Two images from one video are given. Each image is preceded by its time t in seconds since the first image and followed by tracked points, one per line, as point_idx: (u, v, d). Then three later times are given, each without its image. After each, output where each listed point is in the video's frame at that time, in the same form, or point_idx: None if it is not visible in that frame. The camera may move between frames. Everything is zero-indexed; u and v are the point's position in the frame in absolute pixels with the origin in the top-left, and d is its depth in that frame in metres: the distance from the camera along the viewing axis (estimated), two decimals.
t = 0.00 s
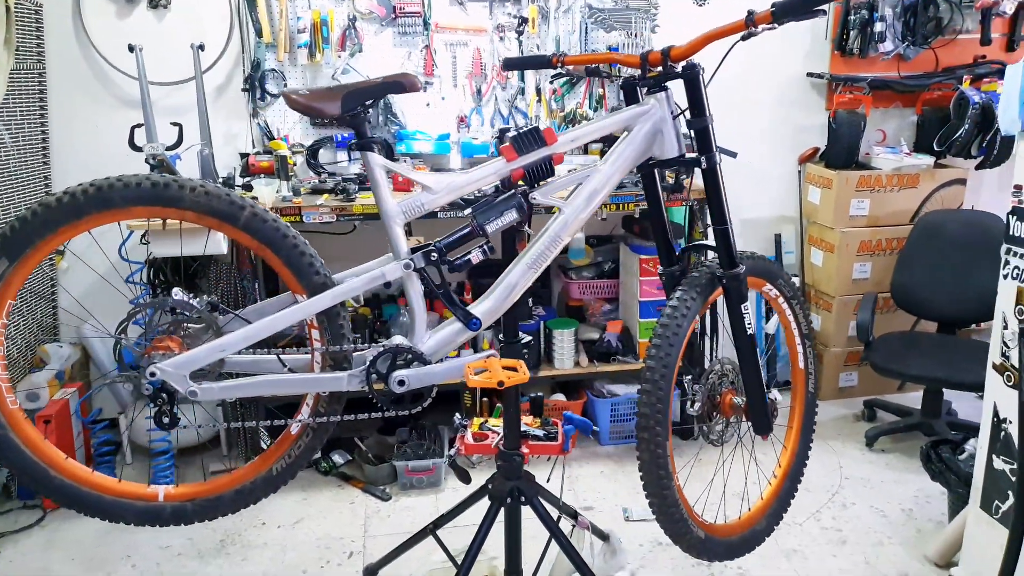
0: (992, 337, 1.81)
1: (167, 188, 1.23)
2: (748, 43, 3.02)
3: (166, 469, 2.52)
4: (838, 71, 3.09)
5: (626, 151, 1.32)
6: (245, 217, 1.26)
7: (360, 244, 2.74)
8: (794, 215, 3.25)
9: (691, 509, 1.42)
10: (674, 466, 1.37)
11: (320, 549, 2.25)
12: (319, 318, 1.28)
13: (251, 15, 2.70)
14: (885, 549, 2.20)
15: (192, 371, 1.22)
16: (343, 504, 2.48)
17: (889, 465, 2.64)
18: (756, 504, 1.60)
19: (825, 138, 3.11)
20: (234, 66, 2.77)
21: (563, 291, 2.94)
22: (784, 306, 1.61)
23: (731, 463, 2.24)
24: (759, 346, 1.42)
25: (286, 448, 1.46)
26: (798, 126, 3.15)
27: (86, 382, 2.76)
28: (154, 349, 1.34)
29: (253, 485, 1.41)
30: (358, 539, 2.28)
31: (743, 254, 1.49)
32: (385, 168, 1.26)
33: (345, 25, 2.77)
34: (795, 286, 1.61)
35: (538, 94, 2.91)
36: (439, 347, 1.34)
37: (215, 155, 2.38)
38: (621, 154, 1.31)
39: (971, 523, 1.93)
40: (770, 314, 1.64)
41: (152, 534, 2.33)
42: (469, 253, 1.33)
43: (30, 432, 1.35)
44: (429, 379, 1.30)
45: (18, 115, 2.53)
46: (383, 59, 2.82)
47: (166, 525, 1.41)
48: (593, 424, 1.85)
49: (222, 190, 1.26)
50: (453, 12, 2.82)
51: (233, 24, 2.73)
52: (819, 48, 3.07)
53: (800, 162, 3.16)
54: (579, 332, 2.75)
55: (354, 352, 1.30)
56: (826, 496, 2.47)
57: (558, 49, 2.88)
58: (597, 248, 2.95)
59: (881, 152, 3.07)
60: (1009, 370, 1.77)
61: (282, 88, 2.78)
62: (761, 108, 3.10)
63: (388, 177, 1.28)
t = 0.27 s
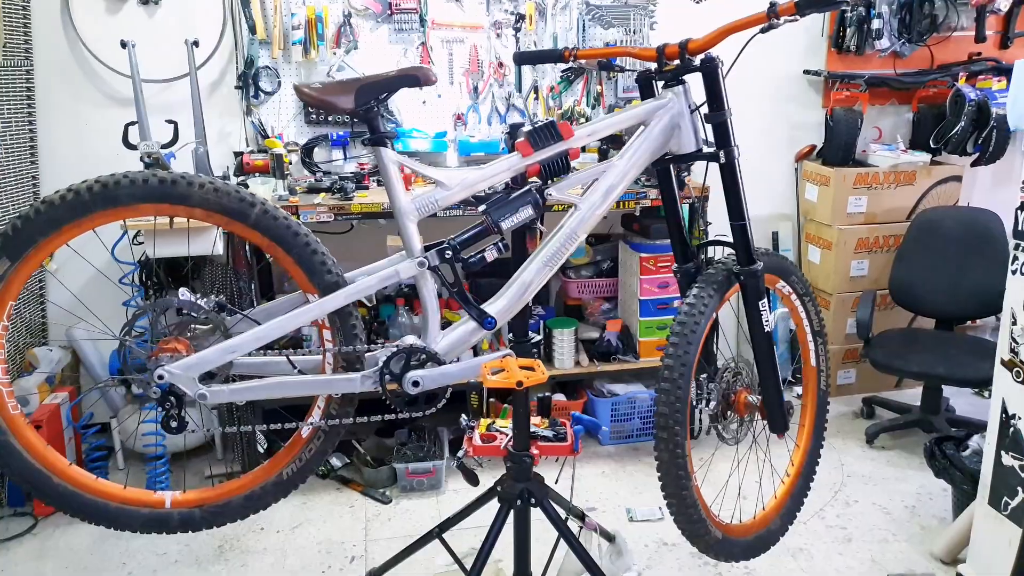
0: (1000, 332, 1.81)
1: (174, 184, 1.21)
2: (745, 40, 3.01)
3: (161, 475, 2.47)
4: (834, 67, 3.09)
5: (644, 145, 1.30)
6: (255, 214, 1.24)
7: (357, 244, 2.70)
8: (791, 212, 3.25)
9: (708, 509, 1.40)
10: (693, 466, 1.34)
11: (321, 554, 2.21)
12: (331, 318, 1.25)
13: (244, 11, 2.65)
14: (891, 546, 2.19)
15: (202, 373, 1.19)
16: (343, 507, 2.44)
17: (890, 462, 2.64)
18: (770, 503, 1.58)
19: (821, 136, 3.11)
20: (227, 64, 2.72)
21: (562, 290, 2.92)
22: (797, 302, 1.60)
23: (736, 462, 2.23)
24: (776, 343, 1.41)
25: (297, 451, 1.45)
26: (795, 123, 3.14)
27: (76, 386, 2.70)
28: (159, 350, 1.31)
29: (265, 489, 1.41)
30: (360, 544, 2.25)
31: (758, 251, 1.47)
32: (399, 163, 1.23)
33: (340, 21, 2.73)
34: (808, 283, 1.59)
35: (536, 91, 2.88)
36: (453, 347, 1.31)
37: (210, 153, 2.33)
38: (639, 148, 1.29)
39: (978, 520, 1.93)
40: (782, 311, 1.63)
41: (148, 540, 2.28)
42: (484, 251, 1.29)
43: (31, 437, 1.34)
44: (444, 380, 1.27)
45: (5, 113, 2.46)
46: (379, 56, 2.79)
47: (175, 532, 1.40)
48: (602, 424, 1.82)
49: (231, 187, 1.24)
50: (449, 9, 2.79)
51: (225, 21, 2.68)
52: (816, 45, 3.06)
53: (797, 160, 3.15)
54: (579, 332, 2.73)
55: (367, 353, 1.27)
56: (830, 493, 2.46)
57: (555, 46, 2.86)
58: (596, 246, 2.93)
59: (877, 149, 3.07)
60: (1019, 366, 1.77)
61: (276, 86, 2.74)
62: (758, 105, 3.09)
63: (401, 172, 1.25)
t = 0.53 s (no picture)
0: (1000, 330, 1.82)
1: (178, 185, 1.18)
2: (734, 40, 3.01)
3: (148, 485, 2.41)
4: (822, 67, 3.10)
5: (656, 144, 1.29)
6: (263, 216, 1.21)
7: (347, 247, 2.66)
8: (780, 212, 3.25)
9: (721, 512, 1.39)
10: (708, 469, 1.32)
11: (316, 563, 2.16)
12: (340, 323, 1.22)
13: (230, 8, 2.60)
14: (889, 544, 2.20)
15: (208, 382, 1.15)
16: (337, 515, 2.39)
17: (884, 459, 2.65)
18: (779, 505, 1.57)
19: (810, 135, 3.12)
20: (212, 63, 2.66)
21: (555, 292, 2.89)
22: (803, 302, 1.59)
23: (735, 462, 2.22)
24: (787, 344, 1.39)
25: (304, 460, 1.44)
26: (784, 122, 3.15)
27: (57, 395, 2.62)
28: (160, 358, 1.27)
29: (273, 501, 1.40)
30: (356, 552, 2.20)
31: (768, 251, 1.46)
32: (409, 164, 1.21)
33: (328, 19, 2.69)
34: (814, 283, 1.58)
35: (527, 90, 2.86)
36: (464, 351, 1.28)
37: (197, 154, 2.27)
38: (651, 147, 1.28)
39: (978, 516, 1.94)
40: (788, 311, 1.62)
41: (136, 552, 2.21)
42: (497, 254, 1.27)
43: (27, 452, 1.30)
44: (456, 386, 1.23)
45: None
46: (368, 55, 2.75)
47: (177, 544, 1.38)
48: (606, 428, 1.80)
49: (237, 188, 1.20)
50: (439, 7, 2.76)
51: (211, 19, 2.62)
52: (805, 44, 3.07)
53: (786, 159, 3.16)
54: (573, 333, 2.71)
55: (376, 359, 1.24)
56: (827, 492, 2.46)
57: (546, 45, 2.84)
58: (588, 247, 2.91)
59: (866, 148, 3.08)
60: (1019, 363, 1.78)
61: (263, 85, 2.69)
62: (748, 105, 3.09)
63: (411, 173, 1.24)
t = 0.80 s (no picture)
0: (990, 328, 1.84)
1: (176, 192, 1.18)
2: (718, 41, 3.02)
3: (132, 496, 2.36)
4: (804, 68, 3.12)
5: (659, 147, 1.29)
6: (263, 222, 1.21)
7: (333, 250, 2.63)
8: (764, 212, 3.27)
9: (725, 515, 1.38)
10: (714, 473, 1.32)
11: (307, 572, 2.12)
12: (343, 331, 1.21)
13: (210, 8, 2.56)
14: (880, 541, 2.21)
15: (212, 392, 1.14)
16: (326, 522, 2.36)
17: (871, 457, 2.67)
18: (779, 506, 1.57)
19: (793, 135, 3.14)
20: (192, 64, 2.61)
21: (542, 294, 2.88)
22: (801, 303, 1.59)
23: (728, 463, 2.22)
24: (790, 346, 1.39)
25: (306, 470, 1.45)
26: (767, 123, 3.17)
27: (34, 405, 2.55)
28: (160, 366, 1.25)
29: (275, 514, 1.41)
30: (347, 560, 2.17)
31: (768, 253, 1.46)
32: (413, 168, 1.20)
33: (311, 20, 2.65)
34: (812, 284, 1.59)
35: (512, 91, 2.85)
36: (469, 357, 1.26)
37: (180, 157, 2.22)
38: (656, 148, 1.28)
39: (969, 513, 1.96)
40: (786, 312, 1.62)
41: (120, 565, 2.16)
42: (501, 258, 1.26)
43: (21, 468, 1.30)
44: (462, 393, 1.22)
45: None
46: (352, 56, 2.71)
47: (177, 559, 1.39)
48: (604, 431, 1.79)
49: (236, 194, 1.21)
50: (423, 8, 2.73)
51: (190, 19, 2.57)
52: (787, 45, 3.09)
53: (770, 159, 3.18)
54: (562, 335, 2.70)
55: (380, 366, 1.23)
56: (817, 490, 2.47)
57: (532, 46, 2.84)
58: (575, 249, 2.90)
59: (848, 148, 3.11)
60: (1008, 361, 1.80)
61: (245, 87, 2.65)
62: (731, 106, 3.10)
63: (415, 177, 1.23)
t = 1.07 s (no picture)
0: (983, 324, 1.86)
1: (185, 196, 1.20)
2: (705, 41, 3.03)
3: (120, 505, 2.31)
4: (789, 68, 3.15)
5: (666, 147, 1.30)
6: (272, 225, 1.23)
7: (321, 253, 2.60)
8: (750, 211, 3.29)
9: (734, 514, 1.38)
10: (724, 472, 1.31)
11: None
12: (353, 335, 1.20)
13: (194, 7, 2.52)
14: (873, 537, 2.23)
15: (222, 398, 1.12)
16: (320, 528, 2.33)
17: (860, 453, 2.70)
18: (783, 504, 1.58)
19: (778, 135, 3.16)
20: (177, 64, 2.56)
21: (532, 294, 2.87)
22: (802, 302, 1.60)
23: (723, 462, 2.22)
24: (796, 344, 1.40)
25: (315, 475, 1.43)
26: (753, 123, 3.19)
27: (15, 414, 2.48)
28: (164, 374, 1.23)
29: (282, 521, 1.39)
30: (343, 566, 2.14)
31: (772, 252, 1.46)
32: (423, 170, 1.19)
33: (297, 20, 2.62)
34: (812, 282, 1.60)
35: (500, 92, 2.84)
36: (479, 359, 1.25)
37: (167, 158, 2.17)
38: (665, 148, 1.29)
39: (962, 507, 1.98)
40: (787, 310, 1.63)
41: None
42: (511, 259, 1.24)
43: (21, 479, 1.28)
44: (474, 396, 1.20)
45: None
46: (339, 57, 2.69)
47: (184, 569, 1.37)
48: (606, 432, 1.79)
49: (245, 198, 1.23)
50: (411, 7, 2.71)
51: (174, 19, 2.52)
52: (772, 46, 3.11)
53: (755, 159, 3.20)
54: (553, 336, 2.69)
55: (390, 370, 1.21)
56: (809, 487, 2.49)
57: (520, 46, 2.83)
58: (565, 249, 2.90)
59: (832, 148, 3.14)
60: (1001, 356, 1.83)
61: (230, 87, 2.61)
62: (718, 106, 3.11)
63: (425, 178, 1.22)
